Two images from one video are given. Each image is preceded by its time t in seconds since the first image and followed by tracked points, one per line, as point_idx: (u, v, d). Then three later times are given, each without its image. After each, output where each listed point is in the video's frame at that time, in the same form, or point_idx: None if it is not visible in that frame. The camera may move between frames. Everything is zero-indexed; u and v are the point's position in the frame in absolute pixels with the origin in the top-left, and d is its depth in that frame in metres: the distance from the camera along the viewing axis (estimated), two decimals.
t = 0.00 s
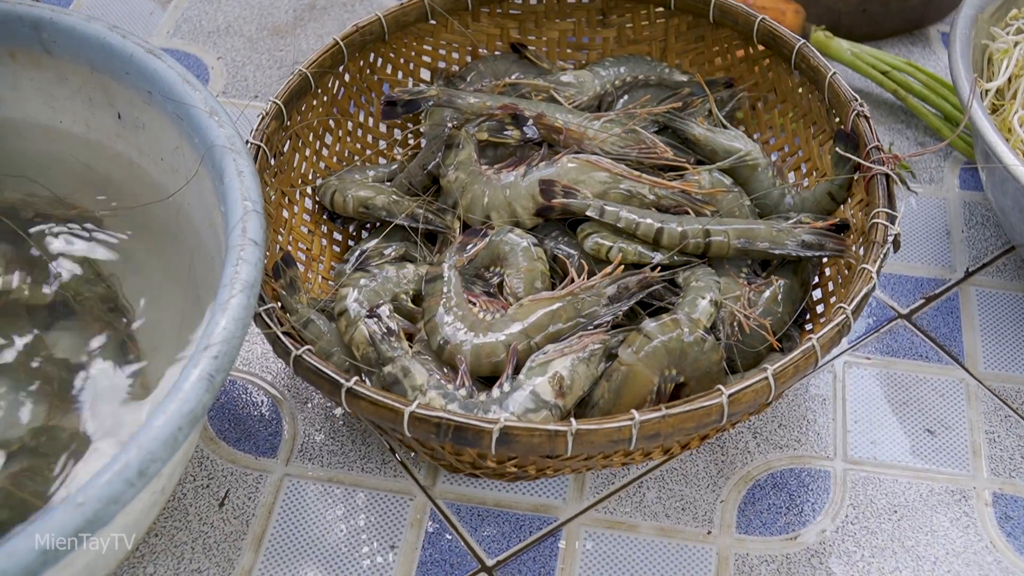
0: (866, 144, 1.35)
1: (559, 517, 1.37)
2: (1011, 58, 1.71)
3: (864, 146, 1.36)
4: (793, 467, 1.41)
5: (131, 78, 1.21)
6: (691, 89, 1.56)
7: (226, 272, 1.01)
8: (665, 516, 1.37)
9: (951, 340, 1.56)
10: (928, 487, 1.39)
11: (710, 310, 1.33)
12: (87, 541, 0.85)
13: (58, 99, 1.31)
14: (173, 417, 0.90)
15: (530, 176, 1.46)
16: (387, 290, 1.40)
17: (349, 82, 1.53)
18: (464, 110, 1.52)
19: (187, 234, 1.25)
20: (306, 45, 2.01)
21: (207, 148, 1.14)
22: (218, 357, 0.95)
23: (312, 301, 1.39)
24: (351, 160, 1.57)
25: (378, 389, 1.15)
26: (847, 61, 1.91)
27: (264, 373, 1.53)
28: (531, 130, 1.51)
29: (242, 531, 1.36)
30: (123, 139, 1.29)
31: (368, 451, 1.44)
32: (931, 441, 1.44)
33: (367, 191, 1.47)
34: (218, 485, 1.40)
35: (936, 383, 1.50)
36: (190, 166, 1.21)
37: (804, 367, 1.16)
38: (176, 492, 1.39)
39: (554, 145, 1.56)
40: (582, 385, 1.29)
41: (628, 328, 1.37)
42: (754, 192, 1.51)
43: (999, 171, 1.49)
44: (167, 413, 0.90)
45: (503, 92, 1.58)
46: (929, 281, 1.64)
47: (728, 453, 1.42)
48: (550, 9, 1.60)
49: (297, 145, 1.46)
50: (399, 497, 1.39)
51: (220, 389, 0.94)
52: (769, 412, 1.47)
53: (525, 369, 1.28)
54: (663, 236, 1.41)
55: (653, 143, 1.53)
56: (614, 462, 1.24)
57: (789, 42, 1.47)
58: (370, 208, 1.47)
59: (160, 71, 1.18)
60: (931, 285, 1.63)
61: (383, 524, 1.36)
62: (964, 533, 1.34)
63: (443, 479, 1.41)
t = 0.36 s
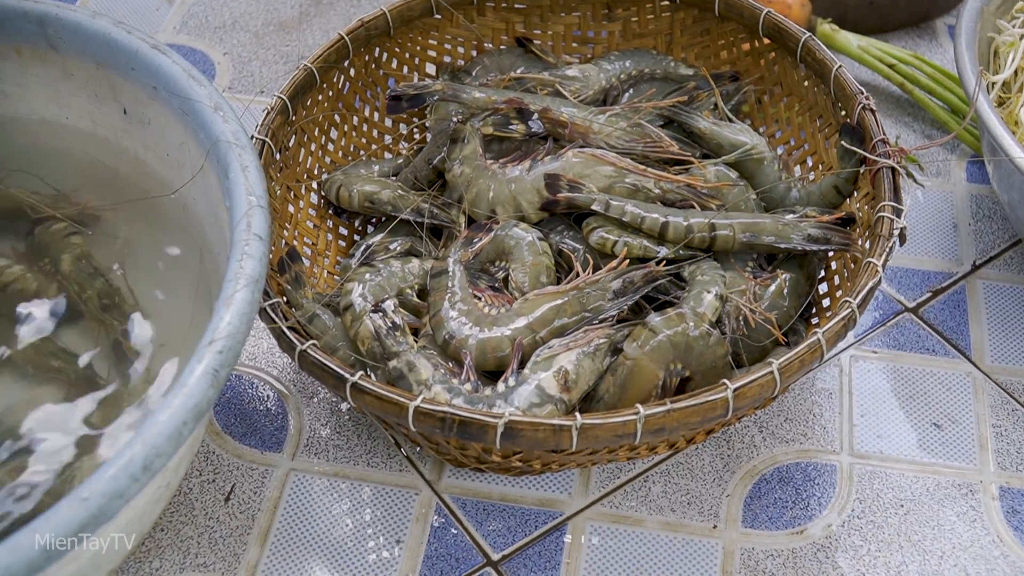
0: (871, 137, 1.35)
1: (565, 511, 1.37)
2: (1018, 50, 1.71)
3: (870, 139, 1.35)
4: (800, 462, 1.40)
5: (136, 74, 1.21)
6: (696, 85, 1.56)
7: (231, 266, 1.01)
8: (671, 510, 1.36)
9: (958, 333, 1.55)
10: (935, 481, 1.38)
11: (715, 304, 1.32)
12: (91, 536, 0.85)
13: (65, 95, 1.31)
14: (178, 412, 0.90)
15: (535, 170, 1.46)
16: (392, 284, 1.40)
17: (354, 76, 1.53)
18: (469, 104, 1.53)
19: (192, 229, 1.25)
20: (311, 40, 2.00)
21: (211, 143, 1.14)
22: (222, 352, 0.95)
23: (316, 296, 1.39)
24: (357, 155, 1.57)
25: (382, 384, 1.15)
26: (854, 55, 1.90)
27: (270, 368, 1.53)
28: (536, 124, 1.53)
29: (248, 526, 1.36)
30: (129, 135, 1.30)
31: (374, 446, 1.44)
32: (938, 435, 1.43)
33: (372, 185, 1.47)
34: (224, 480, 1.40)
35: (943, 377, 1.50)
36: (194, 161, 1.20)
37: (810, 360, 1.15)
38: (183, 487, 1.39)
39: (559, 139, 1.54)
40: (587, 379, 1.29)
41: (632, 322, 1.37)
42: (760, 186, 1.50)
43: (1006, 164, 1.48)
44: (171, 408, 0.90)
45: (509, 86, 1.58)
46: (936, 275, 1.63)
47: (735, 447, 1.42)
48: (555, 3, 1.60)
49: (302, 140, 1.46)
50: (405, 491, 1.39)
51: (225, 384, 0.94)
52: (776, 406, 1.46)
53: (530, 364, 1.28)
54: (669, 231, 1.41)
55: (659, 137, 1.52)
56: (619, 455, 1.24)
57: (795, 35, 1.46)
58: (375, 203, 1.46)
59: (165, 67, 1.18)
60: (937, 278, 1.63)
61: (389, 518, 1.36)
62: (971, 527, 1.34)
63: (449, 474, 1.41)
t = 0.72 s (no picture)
0: (879, 131, 1.35)
1: (574, 506, 1.37)
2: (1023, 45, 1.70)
3: (877, 133, 1.35)
4: (809, 456, 1.40)
5: (144, 72, 1.21)
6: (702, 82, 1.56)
7: (239, 263, 1.01)
8: (680, 505, 1.36)
9: (966, 327, 1.55)
10: (944, 475, 1.38)
11: (723, 299, 1.32)
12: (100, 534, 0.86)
13: (72, 93, 1.32)
14: (187, 409, 0.90)
15: (543, 166, 1.46)
16: (400, 282, 1.40)
17: (361, 74, 1.53)
18: (476, 101, 1.53)
19: (200, 227, 1.25)
20: (320, 37, 2.00)
21: (220, 141, 1.14)
22: (231, 349, 0.95)
23: (325, 294, 1.40)
24: (365, 152, 1.58)
25: (391, 380, 1.15)
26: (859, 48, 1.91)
27: (279, 365, 1.53)
28: (544, 120, 1.51)
29: (257, 523, 1.36)
30: (137, 133, 1.30)
31: (383, 442, 1.44)
32: (946, 428, 1.43)
33: (380, 183, 1.47)
34: (233, 477, 1.41)
35: (952, 371, 1.50)
36: (203, 159, 1.21)
37: (818, 354, 1.15)
38: (192, 485, 1.39)
39: (567, 136, 1.55)
40: (594, 376, 1.28)
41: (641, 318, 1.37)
42: (768, 181, 1.50)
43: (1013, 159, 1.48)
44: (180, 405, 0.90)
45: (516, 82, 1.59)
46: (944, 269, 1.63)
47: (743, 441, 1.42)
48: None
49: (310, 137, 1.46)
50: (415, 487, 1.39)
51: (233, 380, 0.94)
52: (785, 400, 1.46)
53: (538, 360, 1.28)
54: (677, 226, 1.40)
55: (666, 133, 1.53)
56: (628, 451, 1.24)
57: (801, 30, 1.46)
58: (383, 200, 1.47)
59: (173, 65, 1.18)
60: (946, 272, 1.62)
61: (398, 515, 1.37)
62: (980, 520, 1.34)
63: (458, 470, 1.41)
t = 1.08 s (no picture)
0: (880, 132, 1.35)
1: (580, 507, 1.38)
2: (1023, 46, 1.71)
3: (878, 134, 1.35)
4: (813, 456, 1.41)
5: (150, 77, 1.22)
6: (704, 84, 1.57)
7: (247, 267, 1.02)
8: (685, 505, 1.37)
9: (969, 327, 1.56)
10: (947, 474, 1.39)
11: (726, 300, 1.32)
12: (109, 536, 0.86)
13: (80, 100, 1.33)
14: (196, 412, 0.91)
15: (546, 170, 1.47)
16: (405, 286, 1.41)
17: (365, 79, 1.54)
18: (480, 105, 1.54)
19: (208, 232, 1.26)
20: (324, 42, 2.01)
21: (226, 146, 1.15)
22: (239, 352, 0.96)
23: (331, 298, 1.40)
24: (370, 157, 1.59)
25: (397, 384, 1.16)
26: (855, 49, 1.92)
27: (286, 369, 1.54)
28: (545, 124, 1.54)
29: (266, 525, 1.37)
30: (144, 139, 1.31)
31: (390, 445, 1.45)
32: (950, 428, 1.44)
33: (384, 187, 1.48)
34: (241, 480, 1.41)
35: (954, 371, 1.51)
36: (210, 164, 1.22)
37: (821, 354, 1.16)
38: (200, 488, 1.40)
39: (570, 138, 1.56)
40: (600, 377, 1.29)
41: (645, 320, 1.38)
42: (771, 182, 1.51)
43: (1014, 159, 1.49)
44: (190, 408, 0.91)
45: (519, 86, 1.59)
46: (946, 269, 1.64)
47: (748, 442, 1.43)
48: (564, 2, 1.61)
49: (315, 143, 1.47)
50: (421, 489, 1.40)
51: (242, 384, 0.95)
52: (788, 401, 1.47)
53: (543, 363, 1.29)
54: (680, 228, 1.41)
55: (668, 135, 1.53)
56: (634, 452, 1.25)
57: (802, 32, 1.47)
58: (388, 204, 1.47)
59: (179, 71, 1.19)
60: (948, 272, 1.63)
61: (405, 517, 1.37)
62: (984, 519, 1.34)
63: (465, 472, 1.42)
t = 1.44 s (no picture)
0: (880, 146, 1.38)
1: (582, 513, 1.40)
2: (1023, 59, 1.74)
3: (878, 148, 1.38)
4: (811, 464, 1.44)
5: (160, 85, 1.25)
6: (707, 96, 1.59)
7: (256, 274, 1.04)
8: (685, 511, 1.40)
9: (965, 338, 1.58)
10: (943, 482, 1.42)
11: (728, 310, 1.35)
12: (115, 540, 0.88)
13: (90, 106, 1.36)
14: (206, 417, 0.93)
15: (551, 180, 1.49)
16: (412, 293, 1.43)
17: (373, 89, 1.56)
18: (486, 116, 1.56)
19: (216, 237, 1.28)
20: (331, 52, 2.04)
21: (235, 154, 1.17)
22: (249, 358, 0.98)
23: (339, 305, 1.43)
24: (377, 166, 1.61)
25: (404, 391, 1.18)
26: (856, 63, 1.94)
27: (292, 374, 1.56)
28: (551, 134, 1.55)
29: (272, 528, 1.39)
30: (153, 145, 1.33)
31: (395, 449, 1.47)
32: (945, 437, 1.47)
33: (391, 196, 1.50)
34: (248, 484, 1.44)
35: (950, 381, 1.53)
36: (219, 171, 1.24)
37: (820, 364, 1.19)
38: (208, 491, 1.42)
39: (574, 149, 1.58)
40: (603, 385, 1.31)
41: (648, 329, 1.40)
42: (771, 195, 1.54)
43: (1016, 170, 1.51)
44: (199, 414, 0.93)
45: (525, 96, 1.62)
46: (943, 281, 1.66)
47: (747, 449, 1.45)
48: (569, 15, 1.63)
49: (323, 151, 1.50)
50: (426, 494, 1.43)
51: (251, 390, 0.97)
52: (787, 410, 1.50)
53: (547, 370, 1.31)
54: (682, 238, 1.44)
55: (671, 147, 1.56)
56: (635, 458, 1.27)
57: (804, 46, 1.49)
58: (394, 213, 1.49)
59: (189, 78, 1.21)
60: (945, 284, 1.66)
61: (410, 521, 1.40)
62: (978, 527, 1.37)
63: (469, 477, 1.44)
